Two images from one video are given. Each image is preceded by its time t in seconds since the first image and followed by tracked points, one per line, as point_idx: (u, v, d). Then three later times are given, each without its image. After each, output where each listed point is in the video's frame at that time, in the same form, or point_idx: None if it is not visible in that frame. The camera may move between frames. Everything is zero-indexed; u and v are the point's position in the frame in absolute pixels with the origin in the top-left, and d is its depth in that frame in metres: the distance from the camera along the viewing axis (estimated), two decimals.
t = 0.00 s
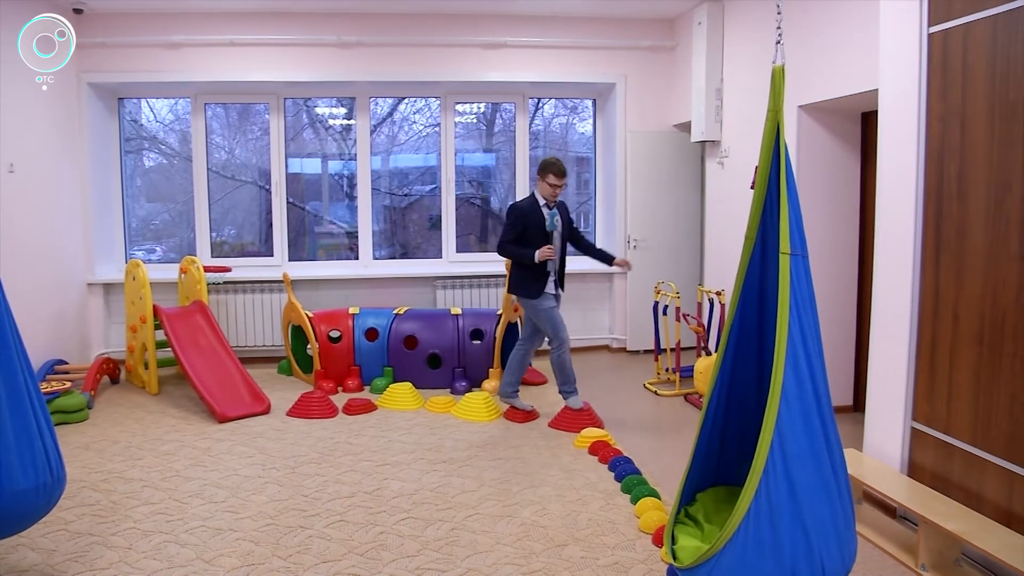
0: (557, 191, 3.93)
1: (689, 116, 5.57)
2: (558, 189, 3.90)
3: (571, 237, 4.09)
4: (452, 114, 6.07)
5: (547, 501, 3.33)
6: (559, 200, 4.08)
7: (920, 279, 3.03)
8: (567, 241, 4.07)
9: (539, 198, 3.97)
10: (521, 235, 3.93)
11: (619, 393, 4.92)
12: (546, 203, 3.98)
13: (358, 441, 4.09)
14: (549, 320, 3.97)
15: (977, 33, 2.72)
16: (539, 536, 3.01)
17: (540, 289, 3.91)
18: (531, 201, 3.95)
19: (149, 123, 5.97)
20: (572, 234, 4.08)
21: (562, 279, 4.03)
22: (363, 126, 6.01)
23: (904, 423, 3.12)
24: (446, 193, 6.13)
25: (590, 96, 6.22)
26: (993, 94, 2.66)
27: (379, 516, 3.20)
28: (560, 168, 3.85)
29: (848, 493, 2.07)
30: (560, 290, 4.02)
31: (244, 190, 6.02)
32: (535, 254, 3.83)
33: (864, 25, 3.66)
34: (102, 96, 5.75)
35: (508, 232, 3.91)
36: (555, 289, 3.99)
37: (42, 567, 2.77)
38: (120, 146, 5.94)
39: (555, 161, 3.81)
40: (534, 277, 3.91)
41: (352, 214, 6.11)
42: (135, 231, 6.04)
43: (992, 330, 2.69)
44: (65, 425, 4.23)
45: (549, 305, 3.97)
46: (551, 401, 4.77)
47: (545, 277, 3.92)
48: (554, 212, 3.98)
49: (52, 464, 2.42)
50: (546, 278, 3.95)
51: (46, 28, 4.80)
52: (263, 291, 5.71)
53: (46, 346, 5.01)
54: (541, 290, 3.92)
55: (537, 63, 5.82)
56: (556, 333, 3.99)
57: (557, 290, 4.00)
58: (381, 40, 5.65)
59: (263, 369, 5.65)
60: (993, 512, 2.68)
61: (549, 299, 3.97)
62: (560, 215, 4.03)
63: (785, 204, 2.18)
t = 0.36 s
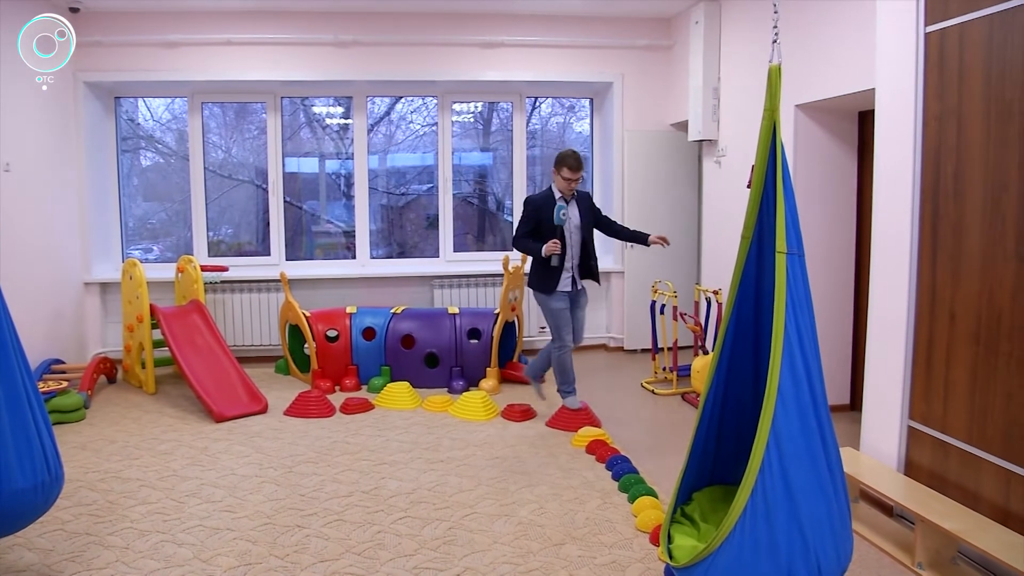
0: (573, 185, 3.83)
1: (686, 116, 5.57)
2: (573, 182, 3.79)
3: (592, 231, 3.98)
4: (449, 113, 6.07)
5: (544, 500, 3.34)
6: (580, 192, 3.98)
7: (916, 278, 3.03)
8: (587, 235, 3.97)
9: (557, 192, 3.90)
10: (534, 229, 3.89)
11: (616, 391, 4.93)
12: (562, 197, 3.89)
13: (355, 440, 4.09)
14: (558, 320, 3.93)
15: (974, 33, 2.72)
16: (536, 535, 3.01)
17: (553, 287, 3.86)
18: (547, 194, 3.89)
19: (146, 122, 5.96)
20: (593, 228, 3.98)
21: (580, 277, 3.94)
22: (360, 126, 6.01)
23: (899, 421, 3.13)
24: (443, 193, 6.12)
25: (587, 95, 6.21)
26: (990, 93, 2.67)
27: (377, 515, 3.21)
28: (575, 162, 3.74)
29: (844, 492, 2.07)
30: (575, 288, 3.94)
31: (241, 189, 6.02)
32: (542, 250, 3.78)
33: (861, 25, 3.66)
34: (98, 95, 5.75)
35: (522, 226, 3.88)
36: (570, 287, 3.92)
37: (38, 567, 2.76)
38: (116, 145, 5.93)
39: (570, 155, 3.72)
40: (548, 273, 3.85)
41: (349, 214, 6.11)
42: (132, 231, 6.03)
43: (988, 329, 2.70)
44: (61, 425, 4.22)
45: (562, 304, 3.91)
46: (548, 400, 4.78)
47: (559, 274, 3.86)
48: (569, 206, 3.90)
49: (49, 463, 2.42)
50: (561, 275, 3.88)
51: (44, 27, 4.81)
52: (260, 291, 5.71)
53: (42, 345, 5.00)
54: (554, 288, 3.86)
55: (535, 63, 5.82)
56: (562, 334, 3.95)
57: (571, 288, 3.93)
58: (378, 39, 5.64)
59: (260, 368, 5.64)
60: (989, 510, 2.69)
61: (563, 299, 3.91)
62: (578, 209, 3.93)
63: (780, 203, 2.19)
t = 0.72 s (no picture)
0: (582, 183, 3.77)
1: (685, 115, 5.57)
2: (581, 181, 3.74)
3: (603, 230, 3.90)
4: (448, 112, 6.06)
5: (543, 499, 3.34)
6: (590, 189, 3.90)
7: (915, 276, 3.04)
8: (597, 234, 3.89)
9: (565, 190, 3.86)
10: (541, 228, 3.89)
11: (615, 390, 4.93)
12: (570, 195, 3.85)
13: (354, 439, 4.09)
14: (559, 323, 3.93)
15: (972, 33, 2.73)
16: (535, 534, 3.01)
17: (554, 288, 3.84)
18: (555, 192, 3.87)
19: (144, 121, 5.96)
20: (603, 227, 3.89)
21: (586, 278, 3.84)
22: (359, 124, 6.00)
23: (897, 420, 3.13)
24: (442, 192, 6.12)
25: (586, 94, 6.21)
26: (988, 93, 2.67)
27: (376, 514, 3.21)
28: (580, 161, 3.67)
29: (842, 491, 2.07)
30: (579, 289, 3.85)
31: (240, 189, 6.01)
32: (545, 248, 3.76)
33: (860, 24, 3.66)
34: (97, 94, 5.74)
35: (528, 224, 3.89)
36: (573, 288, 3.85)
37: (37, 566, 2.76)
38: (115, 144, 5.93)
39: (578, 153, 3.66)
40: (550, 274, 3.84)
41: (348, 213, 6.10)
42: (130, 230, 6.03)
43: (987, 328, 2.70)
44: (60, 425, 4.21)
45: (561, 306, 3.89)
46: (547, 399, 4.78)
47: (561, 274, 3.81)
48: (576, 204, 3.85)
49: (49, 462, 2.42)
50: (564, 275, 3.83)
51: (45, 27, 4.82)
52: (259, 290, 5.71)
53: (41, 345, 4.99)
54: (554, 289, 3.84)
55: (533, 62, 5.82)
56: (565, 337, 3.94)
57: (576, 289, 3.85)
58: (377, 38, 5.64)
59: (258, 367, 5.64)
60: (988, 509, 2.70)
61: (563, 301, 3.88)
62: (587, 207, 3.86)
63: (779, 203, 2.19)
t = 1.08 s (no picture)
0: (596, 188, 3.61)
1: (683, 115, 5.58)
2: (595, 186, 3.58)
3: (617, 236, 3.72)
4: (446, 112, 6.06)
5: (541, 499, 3.34)
6: (604, 194, 3.74)
7: (914, 276, 3.04)
8: (610, 242, 3.71)
9: (578, 195, 3.70)
10: (552, 234, 3.73)
11: (614, 390, 4.93)
12: (584, 201, 3.68)
13: (353, 439, 4.09)
14: (564, 333, 3.79)
15: (971, 32, 2.73)
16: (534, 534, 3.01)
17: (563, 296, 3.68)
18: (568, 196, 3.71)
19: (143, 121, 5.95)
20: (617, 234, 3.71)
21: (596, 288, 3.68)
22: (358, 124, 6.00)
23: (896, 419, 3.14)
24: (441, 191, 6.12)
25: (585, 94, 6.21)
26: (987, 92, 2.67)
27: (375, 514, 3.21)
28: (594, 166, 3.52)
29: (841, 489, 2.08)
30: (589, 299, 3.69)
31: (239, 188, 6.01)
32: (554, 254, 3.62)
33: (859, 24, 3.67)
34: (95, 94, 5.74)
35: (540, 230, 3.74)
36: (581, 298, 3.69)
37: (35, 566, 2.76)
38: (113, 144, 5.92)
39: (592, 159, 3.51)
40: (560, 281, 3.69)
41: (346, 213, 6.10)
42: (129, 229, 6.02)
43: (985, 327, 2.70)
44: (59, 425, 4.21)
45: (568, 316, 3.74)
46: (546, 399, 4.78)
47: (570, 282, 3.66)
48: (589, 210, 3.68)
49: (48, 462, 2.42)
50: (573, 284, 3.67)
51: (45, 27, 4.82)
52: (258, 290, 5.71)
53: (40, 345, 4.99)
54: (562, 297, 3.69)
55: (532, 61, 5.82)
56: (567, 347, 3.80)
57: (584, 298, 3.69)
58: (376, 38, 5.63)
59: (257, 367, 5.64)
60: (986, 509, 2.70)
61: (570, 310, 3.74)
62: (601, 213, 3.69)
63: (779, 203, 2.19)
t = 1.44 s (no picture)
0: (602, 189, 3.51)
1: (682, 114, 5.58)
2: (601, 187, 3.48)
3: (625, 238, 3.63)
4: (445, 112, 6.05)
5: (540, 499, 3.34)
6: (612, 194, 3.64)
7: (912, 276, 3.04)
8: (618, 243, 3.62)
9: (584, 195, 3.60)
10: (558, 236, 3.63)
11: (613, 390, 4.93)
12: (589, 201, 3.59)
13: (351, 439, 4.09)
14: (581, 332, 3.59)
15: (969, 32, 2.73)
16: (532, 534, 3.01)
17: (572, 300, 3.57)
18: (574, 197, 3.61)
19: (141, 120, 5.95)
20: (625, 235, 3.62)
21: (604, 290, 3.59)
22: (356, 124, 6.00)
23: (894, 419, 3.14)
24: (439, 191, 6.11)
25: (583, 93, 6.21)
26: (985, 93, 2.67)
27: (373, 514, 3.21)
28: (602, 166, 3.40)
29: (840, 488, 2.08)
30: (598, 301, 3.60)
31: (237, 188, 6.01)
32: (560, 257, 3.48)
33: (857, 24, 3.67)
34: (93, 94, 5.73)
35: (545, 232, 3.64)
36: (591, 301, 3.59)
37: (33, 567, 2.76)
38: (112, 144, 5.92)
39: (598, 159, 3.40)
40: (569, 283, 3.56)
41: (345, 212, 6.10)
42: (127, 229, 6.02)
43: (983, 326, 2.70)
44: (57, 425, 4.21)
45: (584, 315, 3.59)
46: (544, 398, 4.77)
47: (578, 285, 3.55)
48: (596, 211, 3.59)
49: (45, 462, 2.42)
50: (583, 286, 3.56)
51: (44, 27, 4.83)
52: (256, 290, 5.71)
53: (38, 345, 4.99)
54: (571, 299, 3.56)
55: (531, 61, 5.82)
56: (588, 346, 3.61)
57: (593, 301, 3.60)
58: (374, 37, 5.63)
59: (256, 367, 5.64)
60: (984, 508, 2.71)
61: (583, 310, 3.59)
62: (608, 214, 3.60)
63: (778, 203, 2.19)
